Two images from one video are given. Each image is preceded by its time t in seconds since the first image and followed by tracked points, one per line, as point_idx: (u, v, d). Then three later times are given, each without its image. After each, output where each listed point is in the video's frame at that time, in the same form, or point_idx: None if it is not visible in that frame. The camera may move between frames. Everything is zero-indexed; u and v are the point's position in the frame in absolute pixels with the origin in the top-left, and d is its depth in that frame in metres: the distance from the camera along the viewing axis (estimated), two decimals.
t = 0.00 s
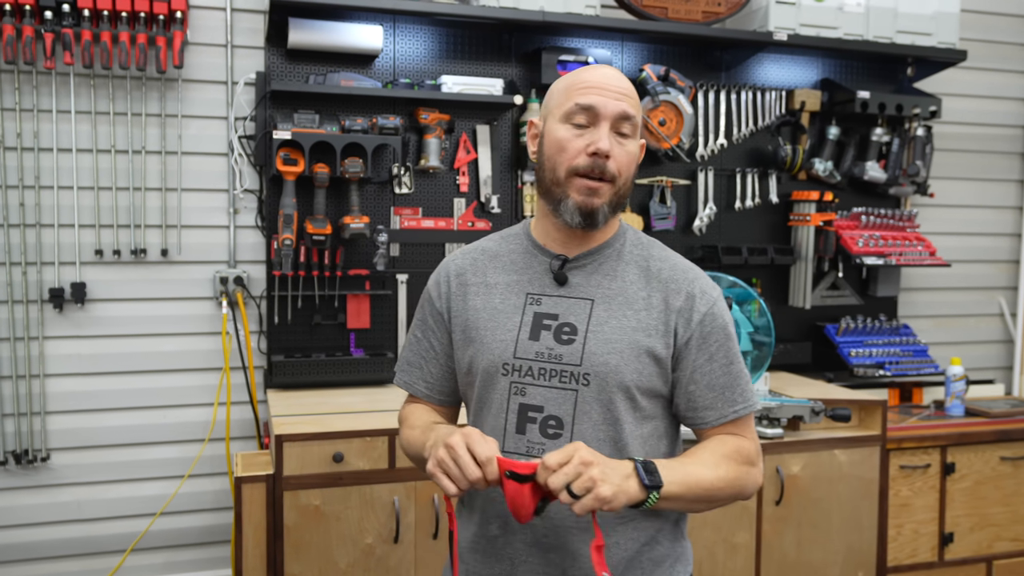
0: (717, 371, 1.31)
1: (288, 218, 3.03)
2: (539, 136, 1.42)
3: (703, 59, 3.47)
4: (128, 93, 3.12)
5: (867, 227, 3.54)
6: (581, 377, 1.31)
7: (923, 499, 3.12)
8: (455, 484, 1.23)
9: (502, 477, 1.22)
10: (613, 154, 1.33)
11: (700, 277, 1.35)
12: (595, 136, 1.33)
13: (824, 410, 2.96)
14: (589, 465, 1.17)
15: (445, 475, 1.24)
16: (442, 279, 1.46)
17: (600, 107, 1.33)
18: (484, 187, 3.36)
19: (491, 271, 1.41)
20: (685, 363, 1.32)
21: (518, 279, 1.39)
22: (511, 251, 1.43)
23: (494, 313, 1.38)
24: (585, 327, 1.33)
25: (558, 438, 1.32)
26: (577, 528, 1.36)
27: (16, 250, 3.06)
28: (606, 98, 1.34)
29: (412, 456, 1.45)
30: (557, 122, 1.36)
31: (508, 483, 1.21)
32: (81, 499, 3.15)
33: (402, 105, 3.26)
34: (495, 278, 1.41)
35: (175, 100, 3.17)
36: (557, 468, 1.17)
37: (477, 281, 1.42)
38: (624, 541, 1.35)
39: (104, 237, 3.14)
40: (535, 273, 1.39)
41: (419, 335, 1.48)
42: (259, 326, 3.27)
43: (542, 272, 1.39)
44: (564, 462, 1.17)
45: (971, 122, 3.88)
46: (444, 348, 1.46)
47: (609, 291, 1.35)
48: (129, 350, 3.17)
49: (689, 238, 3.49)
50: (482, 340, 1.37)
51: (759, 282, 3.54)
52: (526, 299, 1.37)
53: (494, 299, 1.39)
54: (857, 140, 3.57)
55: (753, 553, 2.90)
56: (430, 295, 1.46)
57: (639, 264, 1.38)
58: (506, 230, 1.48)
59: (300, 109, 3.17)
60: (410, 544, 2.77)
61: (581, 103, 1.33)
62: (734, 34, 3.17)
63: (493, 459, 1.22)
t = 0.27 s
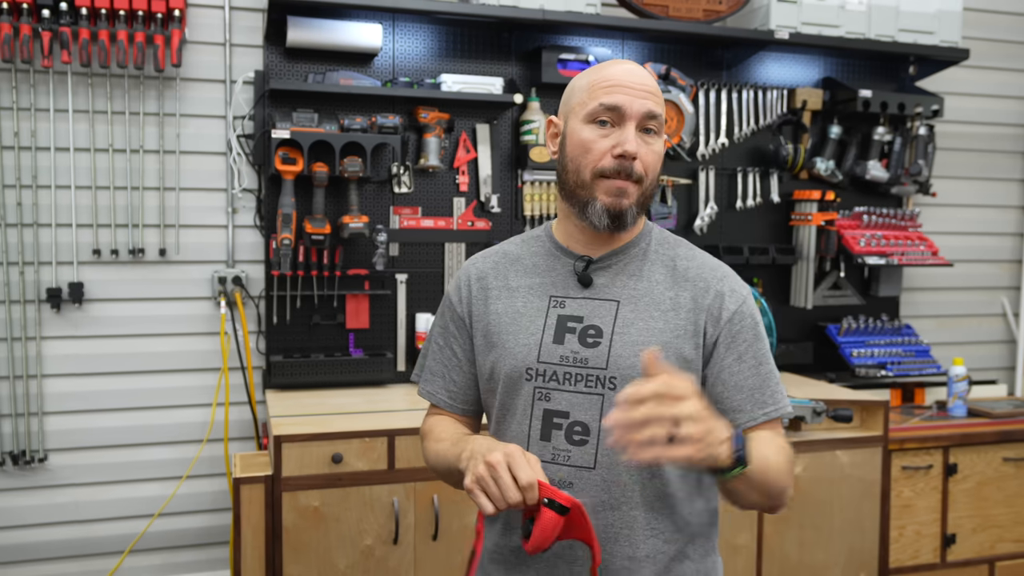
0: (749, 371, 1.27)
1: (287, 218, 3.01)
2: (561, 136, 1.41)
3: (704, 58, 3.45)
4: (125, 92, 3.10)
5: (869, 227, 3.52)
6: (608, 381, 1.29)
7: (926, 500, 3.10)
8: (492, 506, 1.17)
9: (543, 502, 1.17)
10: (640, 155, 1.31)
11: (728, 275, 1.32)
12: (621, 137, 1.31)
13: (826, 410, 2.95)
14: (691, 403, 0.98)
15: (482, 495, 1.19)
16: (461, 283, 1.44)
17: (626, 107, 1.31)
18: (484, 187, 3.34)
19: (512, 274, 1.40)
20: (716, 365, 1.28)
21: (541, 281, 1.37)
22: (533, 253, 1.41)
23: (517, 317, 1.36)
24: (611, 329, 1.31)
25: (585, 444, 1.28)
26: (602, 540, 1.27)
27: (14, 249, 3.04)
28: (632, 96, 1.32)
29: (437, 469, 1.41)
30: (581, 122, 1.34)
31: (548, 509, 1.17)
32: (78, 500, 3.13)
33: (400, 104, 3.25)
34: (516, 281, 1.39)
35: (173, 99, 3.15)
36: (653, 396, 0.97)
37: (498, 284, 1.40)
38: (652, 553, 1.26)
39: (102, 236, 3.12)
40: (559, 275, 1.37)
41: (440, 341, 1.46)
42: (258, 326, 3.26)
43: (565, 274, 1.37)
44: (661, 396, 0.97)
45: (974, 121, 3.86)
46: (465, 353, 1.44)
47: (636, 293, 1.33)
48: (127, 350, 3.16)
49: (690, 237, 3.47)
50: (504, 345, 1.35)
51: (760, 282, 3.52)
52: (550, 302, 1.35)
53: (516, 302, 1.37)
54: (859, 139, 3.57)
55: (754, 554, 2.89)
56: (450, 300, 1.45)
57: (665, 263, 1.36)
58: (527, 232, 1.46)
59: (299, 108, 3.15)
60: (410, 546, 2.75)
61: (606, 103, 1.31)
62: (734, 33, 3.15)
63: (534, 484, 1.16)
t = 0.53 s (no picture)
0: (775, 372, 1.21)
1: (286, 217, 3.00)
2: (576, 134, 1.39)
3: (704, 57, 3.43)
4: (123, 90, 3.08)
5: (871, 227, 3.50)
6: (622, 385, 1.25)
7: (928, 501, 3.08)
8: (504, 523, 1.17)
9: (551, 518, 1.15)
10: (658, 153, 1.29)
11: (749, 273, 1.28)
12: (639, 134, 1.29)
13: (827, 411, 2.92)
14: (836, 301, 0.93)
15: (494, 511, 1.19)
16: (475, 287, 1.44)
17: (645, 104, 1.29)
18: (484, 186, 3.33)
19: (525, 277, 1.38)
20: (738, 367, 1.24)
21: (554, 283, 1.36)
22: (545, 255, 1.39)
23: (530, 320, 1.34)
24: (625, 331, 1.27)
25: (597, 451, 1.25)
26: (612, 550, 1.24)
27: (11, 249, 3.02)
28: (651, 94, 1.30)
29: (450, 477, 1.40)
30: (598, 119, 1.33)
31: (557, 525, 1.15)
32: (76, 501, 3.12)
33: (399, 103, 3.23)
34: (529, 284, 1.37)
35: (172, 98, 3.14)
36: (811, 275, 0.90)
37: (510, 287, 1.39)
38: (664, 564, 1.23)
39: (100, 236, 3.11)
40: (572, 277, 1.35)
41: (454, 345, 1.46)
42: (257, 326, 3.25)
43: (578, 275, 1.35)
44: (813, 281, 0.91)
45: (976, 120, 3.85)
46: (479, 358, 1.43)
47: (651, 293, 1.29)
48: (124, 350, 3.14)
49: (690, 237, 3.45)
50: (515, 349, 1.34)
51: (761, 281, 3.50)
52: (562, 304, 1.33)
53: (528, 305, 1.35)
54: (861, 138, 3.56)
55: (756, 556, 2.87)
56: (463, 305, 1.44)
57: (682, 262, 1.32)
58: (542, 235, 1.45)
59: (298, 106, 3.13)
60: (410, 547, 2.73)
61: (624, 99, 1.29)
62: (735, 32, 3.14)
63: (546, 499, 1.14)
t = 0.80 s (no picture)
0: (788, 383, 1.21)
1: (285, 217, 2.98)
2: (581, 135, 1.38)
3: (705, 55, 3.42)
4: (121, 89, 3.06)
5: (873, 226, 3.49)
6: (634, 389, 1.24)
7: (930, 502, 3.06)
8: (520, 541, 1.16)
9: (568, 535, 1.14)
10: (658, 151, 1.27)
11: (766, 279, 1.27)
12: (638, 133, 1.27)
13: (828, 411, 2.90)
14: None
15: (509, 529, 1.18)
16: (484, 286, 1.42)
17: (642, 101, 1.27)
18: (484, 186, 3.31)
19: (537, 277, 1.37)
20: (753, 374, 1.23)
21: (567, 284, 1.34)
22: (558, 255, 1.38)
23: (541, 320, 1.32)
24: (639, 335, 1.26)
25: (608, 455, 1.24)
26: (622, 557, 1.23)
27: (9, 249, 3.01)
28: (649, 90, 1.27)
29: (461, 483, 1.39)
30: (598, 119, 1.31)
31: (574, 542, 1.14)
32: (73, 502, 3.10)
33: (399, 102, 3.22)
34: (541, 284, 1.36)
35: (170, 97, 3.12)
36: None
37: (521, 287, 1.37)
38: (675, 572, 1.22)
39: (98, 236, 3.09)
40: (585, 278, 1.33)
41: (462, 345, 1.44)
42: (256, 326, 3.24)
43: (592, 276, 1.33)
44: None
45: (978, 119, 3.83)
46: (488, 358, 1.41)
47: (666, 297, 1.28)
48: (123, 350, 3.13)
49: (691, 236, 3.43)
50: (526, 350, 1.32)
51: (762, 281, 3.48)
52: (575, 306, 1.32)
53: (540, 306, 1.34)
54: (863, 137, 3.54)
55: (757, 557, 2.86)
56: (472, 303, 1.42)
57: (699, 265, 1.31)
58: (554, 234, 1.43)
59: (297, 106, 3.11)
60: (409, 548, 2.72)
61: (620, 98, 1.28)
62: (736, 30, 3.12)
63: (561, 516, 1.13)
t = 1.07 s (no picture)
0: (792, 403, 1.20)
1: (284, 216, 2.96)
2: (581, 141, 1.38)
3: (706, 54, 3.41)
4: (119, 88, 3.05)
5: (874, 226, 3.47)
6: (638, 397, 1.22)
7: (932, 503, 3.05)
8: (521, 541, 1.16)
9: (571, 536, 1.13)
10: (636, 139, 1.23)
11: (780, 293, 1.23)
12: (614, 125, 1.25)
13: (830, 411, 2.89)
14: None
15: (509, 529, 1.17)
16: (500, 283, 1.41)
17: (615, 93, 1.25)
18: (484, 185, 3.30)
19: (549, 277, 1.35)
20: (758, 388, 1.21)
21: (578, 286, 1.32)
22: (572, 256, 1.36)
23: (550, 322, 1.31)
24: (645, 342, 1.24)
25: (609, 461, 1.23)
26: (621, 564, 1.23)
27: (7, 249, 2.99)
28: (620, 81, 1.25)
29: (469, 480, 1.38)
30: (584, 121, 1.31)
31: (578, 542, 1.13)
32: (72, 503, 3.09)
33: (399, 101, 3.21)
34: (553, 285, 1.34)
35: (168, 96, 3.11)
36: None
37: (534, 286, 1.36)
38: None
39: (96, 235, 3.08)
40: (595, 281, 1.31)
41: (476, 339, 1.44)
42: (254, 326, 3.22)
43: (602, 280, 1.31)
44: None
45: (980, 118, 3.82)
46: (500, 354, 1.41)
47: (675, 305, 1.25)
48: (121, 351, 3.11)
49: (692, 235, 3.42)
50: (533, 351, 1.31)
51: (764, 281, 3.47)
52: (584, 309, 1.30)
53: (550, 307, 1.33)
54: (864, 136, 3.53)
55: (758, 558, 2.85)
56: (487, 298, 1.42)
57: (712, 273, 1.27)
58: (570, 233, 1.41)
59: (295, 105, 3.10)
60: (409, 549, 2.71)
61: (595, 95, 1.27)
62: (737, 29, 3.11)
63: (561, 519, 1.12)
